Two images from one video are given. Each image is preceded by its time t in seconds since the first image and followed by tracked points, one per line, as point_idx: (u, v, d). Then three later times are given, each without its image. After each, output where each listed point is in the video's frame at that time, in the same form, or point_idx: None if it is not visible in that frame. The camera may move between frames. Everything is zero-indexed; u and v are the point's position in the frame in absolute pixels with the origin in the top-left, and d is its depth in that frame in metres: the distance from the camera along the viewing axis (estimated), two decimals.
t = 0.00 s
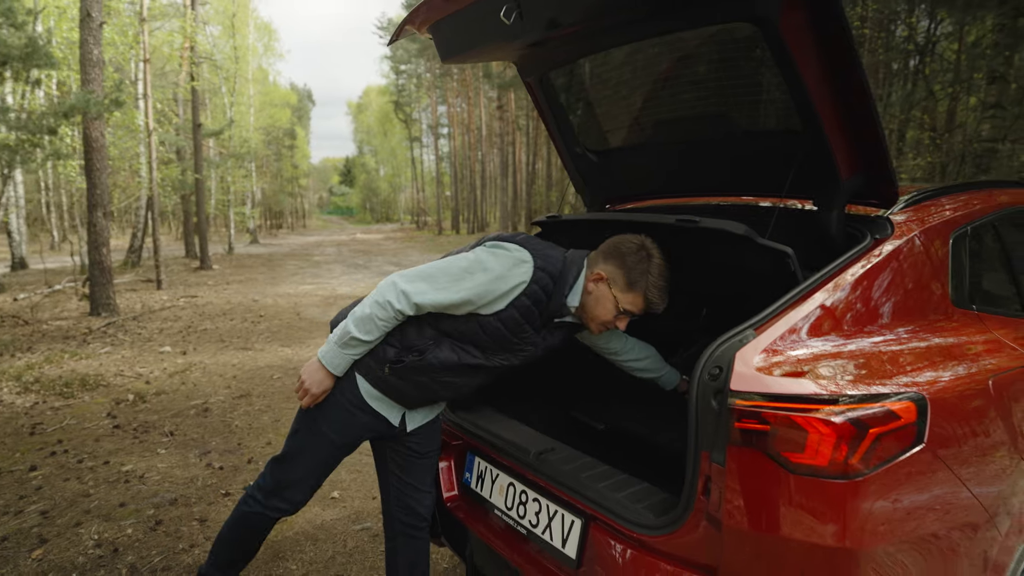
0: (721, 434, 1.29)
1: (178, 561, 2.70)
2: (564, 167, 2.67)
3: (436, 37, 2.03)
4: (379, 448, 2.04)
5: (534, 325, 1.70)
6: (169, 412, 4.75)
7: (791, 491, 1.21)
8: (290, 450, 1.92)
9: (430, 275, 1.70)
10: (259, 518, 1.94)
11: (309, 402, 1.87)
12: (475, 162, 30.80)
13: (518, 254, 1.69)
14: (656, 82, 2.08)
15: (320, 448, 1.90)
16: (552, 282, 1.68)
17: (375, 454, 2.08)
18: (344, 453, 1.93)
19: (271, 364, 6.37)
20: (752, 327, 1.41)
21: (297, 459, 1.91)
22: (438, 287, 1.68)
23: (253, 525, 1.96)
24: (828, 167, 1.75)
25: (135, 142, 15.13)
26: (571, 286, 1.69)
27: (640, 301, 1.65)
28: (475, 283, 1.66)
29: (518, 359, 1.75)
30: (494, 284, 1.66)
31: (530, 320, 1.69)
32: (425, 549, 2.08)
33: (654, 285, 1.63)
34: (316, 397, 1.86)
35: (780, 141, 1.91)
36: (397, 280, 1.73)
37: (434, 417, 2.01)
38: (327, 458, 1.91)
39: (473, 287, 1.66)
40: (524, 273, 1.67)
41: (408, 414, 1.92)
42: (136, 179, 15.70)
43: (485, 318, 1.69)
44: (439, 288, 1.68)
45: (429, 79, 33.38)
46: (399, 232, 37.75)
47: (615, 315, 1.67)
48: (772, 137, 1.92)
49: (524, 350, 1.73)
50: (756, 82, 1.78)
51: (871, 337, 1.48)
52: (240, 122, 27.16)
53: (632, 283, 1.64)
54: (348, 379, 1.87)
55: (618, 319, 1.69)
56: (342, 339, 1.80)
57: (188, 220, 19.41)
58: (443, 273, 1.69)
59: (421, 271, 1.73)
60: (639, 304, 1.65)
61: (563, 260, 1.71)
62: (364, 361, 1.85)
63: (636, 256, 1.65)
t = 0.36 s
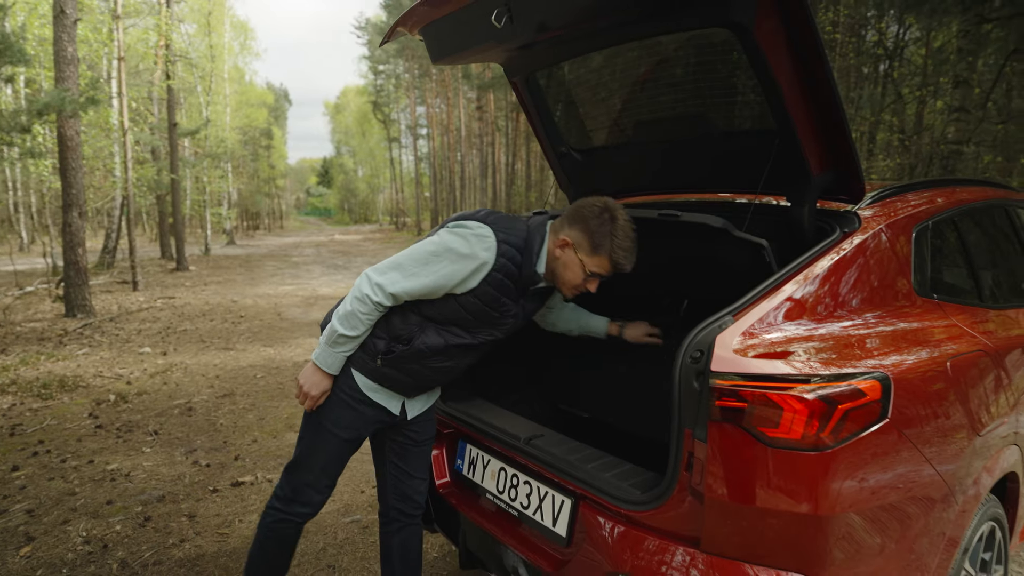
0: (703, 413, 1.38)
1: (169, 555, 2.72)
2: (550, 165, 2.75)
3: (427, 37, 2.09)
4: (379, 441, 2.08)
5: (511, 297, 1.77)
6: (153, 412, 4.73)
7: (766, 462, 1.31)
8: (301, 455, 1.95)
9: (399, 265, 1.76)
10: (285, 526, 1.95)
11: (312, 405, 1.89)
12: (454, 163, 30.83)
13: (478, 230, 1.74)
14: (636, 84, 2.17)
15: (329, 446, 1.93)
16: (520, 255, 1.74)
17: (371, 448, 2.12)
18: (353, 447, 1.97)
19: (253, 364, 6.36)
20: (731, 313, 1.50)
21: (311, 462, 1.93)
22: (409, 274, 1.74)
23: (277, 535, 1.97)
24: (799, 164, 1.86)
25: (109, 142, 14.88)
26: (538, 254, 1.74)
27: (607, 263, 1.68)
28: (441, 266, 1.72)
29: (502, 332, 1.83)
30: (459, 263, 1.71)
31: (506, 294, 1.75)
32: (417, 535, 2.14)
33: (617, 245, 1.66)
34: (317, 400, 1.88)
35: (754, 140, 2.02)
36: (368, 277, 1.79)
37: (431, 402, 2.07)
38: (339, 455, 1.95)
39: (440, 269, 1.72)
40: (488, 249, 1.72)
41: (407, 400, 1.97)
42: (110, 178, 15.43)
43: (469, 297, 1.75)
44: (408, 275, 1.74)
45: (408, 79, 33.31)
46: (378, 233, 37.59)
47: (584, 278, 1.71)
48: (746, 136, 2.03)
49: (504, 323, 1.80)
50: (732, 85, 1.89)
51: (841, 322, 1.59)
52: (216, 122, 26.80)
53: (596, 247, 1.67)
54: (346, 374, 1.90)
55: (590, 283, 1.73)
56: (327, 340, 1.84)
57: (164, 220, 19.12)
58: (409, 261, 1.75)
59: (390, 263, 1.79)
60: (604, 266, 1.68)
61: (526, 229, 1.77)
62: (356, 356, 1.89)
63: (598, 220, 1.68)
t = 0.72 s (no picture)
0: (689, 399, 1.50)
1: (168, 551, 2.78)
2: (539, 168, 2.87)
3: (423, 47, 2.19)
4: (381, 439, 2.16)
5: (477, 274, 1.84)
6: (141, 412, 4.74)
7: (748, 442, 1.43)
8: (314, 462, 2.02)
9: (361, 257, 1.84)
10: (312, 533, 2.02)
11: (310, 405, 1.94)
12: (434, 163, 30.86)
13: (431, 210, 1.84)
14: (621, 92, 2.29)
15: (338, 448, 2.00)
16: (476, 230, 1.83)
17: (373, 451, 2.21)
18: (361, 446, 2.04)
19: (239, 365, 6.37)
20: (713, 308, 1.63)
21: (325, 467, 2.00)
22: (372, 261, 1.82)
23: (303, 540, 2.04)
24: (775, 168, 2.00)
25: (84, 142, 14.63)
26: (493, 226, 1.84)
27: (561, 227, 1.79)
28: (400, 246, 1.80)
29: (479, 315, 1.91)
30: (416, 240, 1.79)
31: (469, 270, 1.83)
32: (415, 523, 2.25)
33: (568, 207, 1.78)
34: (314, 397, 1.94)
35: (735, 147, 2.15)
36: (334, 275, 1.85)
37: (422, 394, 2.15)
38: (351, 456, 2.02)
39: (398, 249, 1.80)
40: (441, 224, 1.80)
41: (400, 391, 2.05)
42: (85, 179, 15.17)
43: (436, 276, 1.82)
44: (372, 262, 1.82)
45: (387, 79, 33.21)
46: (358, 234, 37.42)
47: (543, 244, 1.81)
48: (728, 142, 2.16)
49: (472, 300, 1.86)
50: (709, 94, 2.02)
51: (814, 314, 1.72)
52: (193, 122, 26.45)
53: (551, 213, 1.79)
54: (338, 372, 1.96)
55: (548, 250, 1.83)
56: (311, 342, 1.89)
57: (140, 221, 18.84)
58: (369, 250, 1.83)
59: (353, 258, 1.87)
60: (561, 230, 1.80)
61: (480, 209, 1.87)
62: (343, 352, 1.96)
63: (549, 186, 1.80)
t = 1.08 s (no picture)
0: (675, 387, 1.61)
1: (167, 545, 2.83)
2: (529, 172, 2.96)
3: (421, 55, 2.28)
4: (368, 441, 2.22)
5: (423, 251, 1.91)
6: (131, 413, 4.75)
7: (730, 428, 1.54)
8: (306, 474, 2.06)
9: (309, 271, 1.87)
10: (307, 539, 2.09)
11: (295, 423, 1.96)
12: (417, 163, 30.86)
13: (366, 204, 1.85)
14: (609, 100, 2.40)
15: (329, 456, 2.05)
16: (412, 212, 1.89)
17: (362, 450, 2.26)
18: (349, 449, 2.09)
19: (227, 365, 6.39)
20: (698, 303, 1.75)
21: (317, 474, 2.05)
22: (321, 269, 1.85)
23: (302, 542, 2.10)
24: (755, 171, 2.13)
25: (62, 141, 14.44)
26: (428, 204, 1.92)
27: (485, 177, 1.87)
28: (342, 249, 1.82)
29: (440, 292, 1.97)
30: (358, 238, 1.81)
31: (414, 253, 1.89)
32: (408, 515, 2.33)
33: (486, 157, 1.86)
34: (297, 415, 1.95)
35: (718, 153, 2.27)
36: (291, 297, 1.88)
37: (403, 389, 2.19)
38: (341, 460, 2.07)
39: (343, 252, 1.82)
40: (377, 215, 1.83)
41: (382, 391, 2.08)
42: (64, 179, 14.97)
43: (387, 267, 1.87)
44: (322, 271, 1.85)
45: (369, 79, 33.10)
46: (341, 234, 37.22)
47: (474, 200, 1.89)
48: (711, 148, 2.28)
49: (425, 283, 1.92)
50: (692, 98, 2.13)
51: (792, 308, 1.85)
52: (172, 121, 26.14)
53: (472, 167, 1.88)
54: (316, 387, 1.98)
55: (481, 204, 1.91)
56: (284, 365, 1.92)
57: (120, 222, 18.60)
58: (316, 262, 1.86)
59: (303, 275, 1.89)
60: (486, 180, 1.87)
61: (414, 190, 1.93)
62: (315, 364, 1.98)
63: (468, 144, 1.90)
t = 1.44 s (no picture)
0: (664, 384, 1.71)
1: (168, 544, 2.88)
2: (522, 177, 3.07)
3: (418, 67, 2.36)
4: (354, 452, 2.26)
5: (343, 230, 1.99)
6: (124, 414, 4.78)
7: (714, 423, 1.65)
8: (303, 493, 2.09)
9: (243, 291, 1.83)
10: (303, 552, 2.13)
11: (315, 440, 1.92)
12: (404, 164, 30.91)
13: (270, 207, 1.88)
14: (599, 110, 2.50)
15: (322, 469, 2.09)
16: (320, 200, 1.96)
17: (348, 464, 2.29)
18: (337, 459, 2.14)
19: (219, 366, 6.42)
20: (684, 304, 1.85)
21: (312, 488, 2.09)
22: (254, 286, 1.83)
23: (302, 554, 2.14)
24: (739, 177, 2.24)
25: (46, 141, 14.30)
26: (331, 185, 2.00)
27: (359, 127, 1.96)
28: (270, 254, 1.84)
29: (375, 270, 2.06)
30: (282, 237, 1.85)
31: (338, 237, 1.97)
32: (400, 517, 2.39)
33: (351, 110, 1.97)
34: (314, 431, 1.91)
35: (703, 161, 2.38)
36: (239, 326, 1.82)
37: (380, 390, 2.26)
38: (331, 472, 2.12)
39: (274, 257, 1.84)
40: (286, 211, 1.87)
41: (362, 396, 2.14)
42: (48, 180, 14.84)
43: (316, 261, 1.92)
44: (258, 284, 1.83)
45: (355, 79, 33.05)
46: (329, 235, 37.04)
47: (357, 153, 1.98)
48: (697, 156, 2.38)
49: (358, 263, 2.01)
50: (677, 107, 2.23)
51: (773, 308, 1.96)
52: (157, 121, 25.91)
53: (346, 125, 1.99)
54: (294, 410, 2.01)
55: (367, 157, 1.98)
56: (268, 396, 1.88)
57: (104, 223, 18.43)
58: (247, 279, 1.83)
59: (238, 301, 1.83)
60: (360, 128, 1.97)
61: (314, 180, 2.01)
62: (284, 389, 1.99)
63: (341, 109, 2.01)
